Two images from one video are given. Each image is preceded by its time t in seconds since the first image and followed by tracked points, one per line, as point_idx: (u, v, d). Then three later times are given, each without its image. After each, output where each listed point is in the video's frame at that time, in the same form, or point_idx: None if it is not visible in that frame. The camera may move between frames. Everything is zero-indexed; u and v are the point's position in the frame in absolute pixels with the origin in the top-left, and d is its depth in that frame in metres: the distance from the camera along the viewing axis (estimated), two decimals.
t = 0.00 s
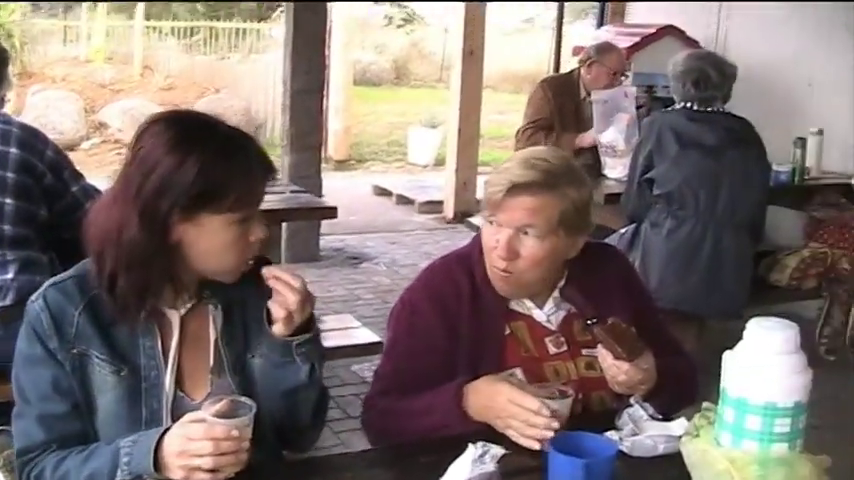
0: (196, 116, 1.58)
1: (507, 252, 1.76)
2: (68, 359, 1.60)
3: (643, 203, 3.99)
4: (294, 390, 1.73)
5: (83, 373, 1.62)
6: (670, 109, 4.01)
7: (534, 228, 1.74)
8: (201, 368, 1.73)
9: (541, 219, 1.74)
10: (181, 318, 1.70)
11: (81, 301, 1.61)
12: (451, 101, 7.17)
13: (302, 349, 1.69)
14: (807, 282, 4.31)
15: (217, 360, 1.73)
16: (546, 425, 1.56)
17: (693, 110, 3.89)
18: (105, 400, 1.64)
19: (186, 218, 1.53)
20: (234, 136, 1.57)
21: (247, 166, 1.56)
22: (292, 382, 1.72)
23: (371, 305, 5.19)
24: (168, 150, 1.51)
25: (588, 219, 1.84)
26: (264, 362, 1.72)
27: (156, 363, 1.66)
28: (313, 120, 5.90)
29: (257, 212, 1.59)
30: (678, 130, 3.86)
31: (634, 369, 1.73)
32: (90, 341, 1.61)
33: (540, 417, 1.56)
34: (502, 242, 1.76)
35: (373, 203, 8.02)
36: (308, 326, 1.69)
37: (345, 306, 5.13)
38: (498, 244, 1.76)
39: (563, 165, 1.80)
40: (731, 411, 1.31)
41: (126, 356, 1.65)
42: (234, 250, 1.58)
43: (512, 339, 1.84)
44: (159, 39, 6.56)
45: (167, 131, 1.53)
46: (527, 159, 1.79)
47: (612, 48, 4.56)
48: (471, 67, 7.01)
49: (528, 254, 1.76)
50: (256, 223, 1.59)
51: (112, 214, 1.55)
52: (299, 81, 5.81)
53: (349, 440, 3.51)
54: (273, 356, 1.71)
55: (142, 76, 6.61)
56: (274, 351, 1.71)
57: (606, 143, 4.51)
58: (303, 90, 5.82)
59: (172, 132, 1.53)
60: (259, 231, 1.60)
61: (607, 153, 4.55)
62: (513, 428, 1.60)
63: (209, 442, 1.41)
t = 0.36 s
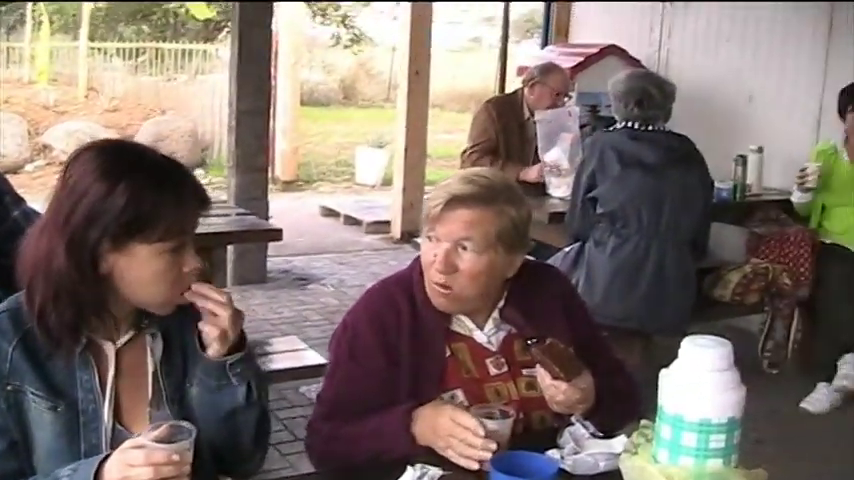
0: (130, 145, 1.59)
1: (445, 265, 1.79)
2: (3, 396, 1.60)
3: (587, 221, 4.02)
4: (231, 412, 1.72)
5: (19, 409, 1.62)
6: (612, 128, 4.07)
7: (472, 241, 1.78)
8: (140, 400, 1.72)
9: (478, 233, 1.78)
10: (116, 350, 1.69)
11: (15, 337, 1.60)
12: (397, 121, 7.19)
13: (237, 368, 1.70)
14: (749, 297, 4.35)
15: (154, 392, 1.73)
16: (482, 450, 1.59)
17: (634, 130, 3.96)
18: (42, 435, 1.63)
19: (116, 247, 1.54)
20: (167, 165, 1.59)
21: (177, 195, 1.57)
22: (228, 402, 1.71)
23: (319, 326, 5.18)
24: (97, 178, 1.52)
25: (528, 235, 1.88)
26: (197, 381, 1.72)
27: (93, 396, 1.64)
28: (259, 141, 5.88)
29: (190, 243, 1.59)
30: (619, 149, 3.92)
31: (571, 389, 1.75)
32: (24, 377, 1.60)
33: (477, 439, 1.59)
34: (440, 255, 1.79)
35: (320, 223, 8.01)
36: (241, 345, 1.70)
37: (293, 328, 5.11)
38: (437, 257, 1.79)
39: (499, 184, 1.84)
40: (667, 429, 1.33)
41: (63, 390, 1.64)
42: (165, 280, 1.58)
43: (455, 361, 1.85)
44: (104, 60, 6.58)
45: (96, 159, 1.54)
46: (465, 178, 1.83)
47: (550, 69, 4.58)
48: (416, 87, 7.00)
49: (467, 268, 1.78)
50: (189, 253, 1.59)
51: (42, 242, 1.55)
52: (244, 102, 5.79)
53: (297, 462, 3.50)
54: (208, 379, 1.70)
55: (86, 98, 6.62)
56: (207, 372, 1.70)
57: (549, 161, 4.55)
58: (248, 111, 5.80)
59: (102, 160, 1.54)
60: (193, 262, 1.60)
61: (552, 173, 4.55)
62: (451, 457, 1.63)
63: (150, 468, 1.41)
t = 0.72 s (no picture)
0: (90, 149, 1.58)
1: (418, 272, 1.82)
2: None
3: (563, 229, 4.08)
4: (210, 466, 1.69)
5: None
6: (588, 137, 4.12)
7: (446, 248, 1.82)
8: (116, 414, 1.72)
9: (451, 240, 1.82)
10: (88, 362, 1.69)
11: None
12: (373, 129, 7.20)
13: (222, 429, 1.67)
14: (722, 306, 4.38)
15: (130, 404, 1.72)
16: (465, 453, 1.58)
17: (611, 139, 4.00)
18: (16, 450, 1.62)
19: (89, 252, 1.55)
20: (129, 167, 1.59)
21: (143, 196, 1.58)
22: (209, 456, 1.68)
23: (295, 334, 5.17)
24: (61, 185, 1.52)
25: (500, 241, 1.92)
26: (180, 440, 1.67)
27: (67, 409, 1.64)
28: (235, 149, 5.87)
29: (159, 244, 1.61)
30: (596, 157, 3.97)
31: (544, 395, 1.76)
32: None
33: (460, 443, 1.58)
34: (414, 262, 1.83)
35: (296, 231, 8.00)
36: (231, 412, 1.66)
37: (268, 336, 5.11)
38: (411, 265, 1.83)
39: (470, 191, 1.87)
40: (640, 434, 1.34)
41: (36, 404, 1.62)
42: (138, 284, 1.60)
43: (427, 368, 1.86)
44: (81, 68, 7.08)
45: (58, 166, 1.53)
46: (437, 185, 1.87)
47: (526, 79, 4.59)
48: (393, 95, 7.02)
49: (441, 275, 1.82)
50: (158, 254, 1.61)
51: (11, 252, 1.54)
52: (220, 110, 5.79)
53: (272, 470, 3.49)
54: (187, 434, 1.66)
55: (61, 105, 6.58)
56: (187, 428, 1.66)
57: (525, 170, 4.59)
58: (224, 119, 5.79)
59: (64, 168, 1.53)
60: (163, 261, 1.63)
61: (528, 181, 4.62)
62: (436, 459, 1.62)
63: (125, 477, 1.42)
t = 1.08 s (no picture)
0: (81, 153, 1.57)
1: (405, 273, 1.80)
2: None
3: (558, 232, 4.08)
4: None
5: None
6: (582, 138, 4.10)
7: (432, 250, 1.79)
8: (109, 420, 1.72)
9: (438, 241, 1.79)
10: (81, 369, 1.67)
11: None
12: (369, 131, 7.20)
13: None
14: (716, 308, 4.37)
15: (124, 409, 1.72)
16: (458, 456, 1.58)
17: (606, 141, 4.00)
18: (13, 456, 1.61)
19: (82, 256, 1.54)
20: (120, 169, 1.58)
21: (135, 198, 1.57)
22: None
23: (289, 336, 5.16)
24: (53, 189, 1.51)
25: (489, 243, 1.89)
26: None
27: (63, 414, 1.63)
28: (229, 150, 5.86)
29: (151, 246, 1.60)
30: (593, 159, 3.96)
31: (537, 399, 1.75)
32: None
33: (454, 446, 1.58)
34: (399, 264, 1.80)
35: (291, 233, 7.98)
36: None
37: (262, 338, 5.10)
38: (397, 266, 1.80)
39: (460, 191, 1.84)
40: (633, 441, 1.33)
41: (32, 410, 1.62)
42: (132, 287, 1.59)
43: (419, 370, 1.84)
44: (76, 69, 7.09)
45: (46, 172, 1.52)
46: (427, 187, 1.84)
47: (519, 80, 4.58)
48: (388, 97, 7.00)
49: (429, 277, 1.79)
50: (151, 257, 1.61)
51: (3, 258, 1.54)
52: (214, 111, 5.77)
53: (266, 472, 3.48)
54: None
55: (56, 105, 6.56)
56: None
57: (519, 172, 4.58)
58: (218, 120, 5.78)
59: (51, 173, 1.52)
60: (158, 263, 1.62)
61: (522, 183, 4.60)
62: (429, 465, 1.61)
63: (132, 471, 1.42)
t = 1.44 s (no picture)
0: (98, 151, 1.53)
1: (392, 268, 1.78)
2: None
3: (569, 236, 4.08)
4: None
5: None
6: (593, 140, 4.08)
7: (419, 244, 1.77)
8: (107, 421, 1.69)
9: (425, 237, 1.77)
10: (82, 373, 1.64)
11: None
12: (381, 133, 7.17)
13: None
14: (730, 312, 4.31)
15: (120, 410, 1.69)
16: (460, 462, 1.55)
17: (618, 143, 3.98)
18: (17, 466, 1.58)
19: (121, 257, 1.52)
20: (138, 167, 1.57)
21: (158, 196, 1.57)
22: None
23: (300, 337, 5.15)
24: (94, 193, 1.47)
25: (485, 241, 1.85)
26: None
27: (67, 420, 1.60)
28: (240, 151, 5.85)
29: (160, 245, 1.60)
30: (605, 162, 3.94)
31: (536, 405, 1.71)
32: None
33: (457, 452, 1.55)
34: (389, 258, 1.78)
35: (303, 233, 7.96)
36: None
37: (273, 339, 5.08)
38: (383, 260, 1.78)
39: (457, 188, 1.82)
40: (637, 450, 1.30)
41: (35, 419, 1.59)
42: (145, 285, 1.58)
43: (418, 368, 1.82)
44: (91, 69, 7.12)
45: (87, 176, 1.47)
46: (425, 183, 1.82)
47: (528, 82, 4.57)
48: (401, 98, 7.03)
49: (416, 273, 1.77)
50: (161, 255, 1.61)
51: (42, 264, 1.45)
52: (225, 112, 5.76)
53: (273, 475, 3.46)
54: None
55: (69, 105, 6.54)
56: None
57: (531, 175, 4.55)
58: (229, 121, 5.76)
59: (92, 176, 1.48)
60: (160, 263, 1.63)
61: (535, 185, 4.58)
62: (429, 472, 1.58)
63: None
